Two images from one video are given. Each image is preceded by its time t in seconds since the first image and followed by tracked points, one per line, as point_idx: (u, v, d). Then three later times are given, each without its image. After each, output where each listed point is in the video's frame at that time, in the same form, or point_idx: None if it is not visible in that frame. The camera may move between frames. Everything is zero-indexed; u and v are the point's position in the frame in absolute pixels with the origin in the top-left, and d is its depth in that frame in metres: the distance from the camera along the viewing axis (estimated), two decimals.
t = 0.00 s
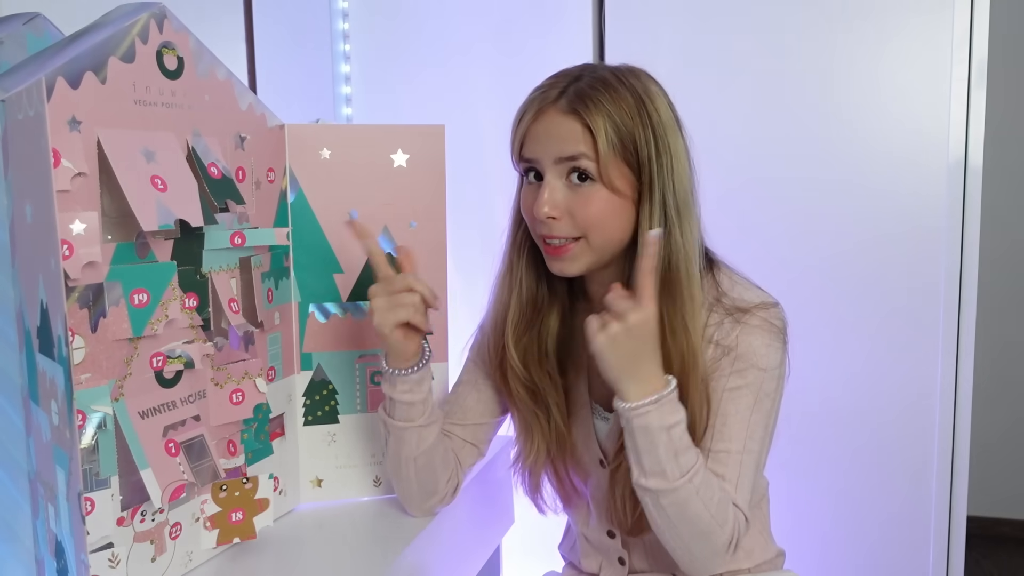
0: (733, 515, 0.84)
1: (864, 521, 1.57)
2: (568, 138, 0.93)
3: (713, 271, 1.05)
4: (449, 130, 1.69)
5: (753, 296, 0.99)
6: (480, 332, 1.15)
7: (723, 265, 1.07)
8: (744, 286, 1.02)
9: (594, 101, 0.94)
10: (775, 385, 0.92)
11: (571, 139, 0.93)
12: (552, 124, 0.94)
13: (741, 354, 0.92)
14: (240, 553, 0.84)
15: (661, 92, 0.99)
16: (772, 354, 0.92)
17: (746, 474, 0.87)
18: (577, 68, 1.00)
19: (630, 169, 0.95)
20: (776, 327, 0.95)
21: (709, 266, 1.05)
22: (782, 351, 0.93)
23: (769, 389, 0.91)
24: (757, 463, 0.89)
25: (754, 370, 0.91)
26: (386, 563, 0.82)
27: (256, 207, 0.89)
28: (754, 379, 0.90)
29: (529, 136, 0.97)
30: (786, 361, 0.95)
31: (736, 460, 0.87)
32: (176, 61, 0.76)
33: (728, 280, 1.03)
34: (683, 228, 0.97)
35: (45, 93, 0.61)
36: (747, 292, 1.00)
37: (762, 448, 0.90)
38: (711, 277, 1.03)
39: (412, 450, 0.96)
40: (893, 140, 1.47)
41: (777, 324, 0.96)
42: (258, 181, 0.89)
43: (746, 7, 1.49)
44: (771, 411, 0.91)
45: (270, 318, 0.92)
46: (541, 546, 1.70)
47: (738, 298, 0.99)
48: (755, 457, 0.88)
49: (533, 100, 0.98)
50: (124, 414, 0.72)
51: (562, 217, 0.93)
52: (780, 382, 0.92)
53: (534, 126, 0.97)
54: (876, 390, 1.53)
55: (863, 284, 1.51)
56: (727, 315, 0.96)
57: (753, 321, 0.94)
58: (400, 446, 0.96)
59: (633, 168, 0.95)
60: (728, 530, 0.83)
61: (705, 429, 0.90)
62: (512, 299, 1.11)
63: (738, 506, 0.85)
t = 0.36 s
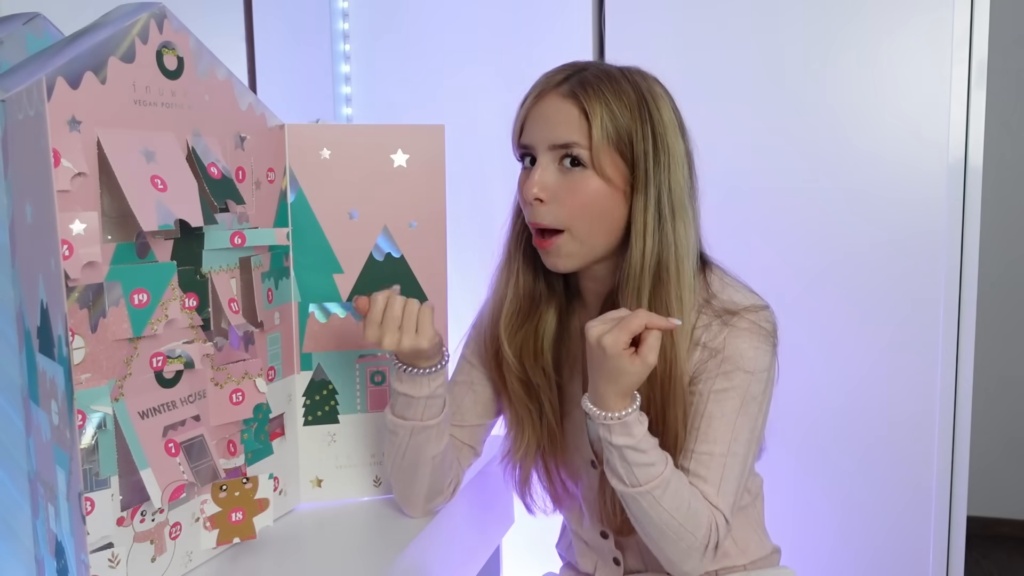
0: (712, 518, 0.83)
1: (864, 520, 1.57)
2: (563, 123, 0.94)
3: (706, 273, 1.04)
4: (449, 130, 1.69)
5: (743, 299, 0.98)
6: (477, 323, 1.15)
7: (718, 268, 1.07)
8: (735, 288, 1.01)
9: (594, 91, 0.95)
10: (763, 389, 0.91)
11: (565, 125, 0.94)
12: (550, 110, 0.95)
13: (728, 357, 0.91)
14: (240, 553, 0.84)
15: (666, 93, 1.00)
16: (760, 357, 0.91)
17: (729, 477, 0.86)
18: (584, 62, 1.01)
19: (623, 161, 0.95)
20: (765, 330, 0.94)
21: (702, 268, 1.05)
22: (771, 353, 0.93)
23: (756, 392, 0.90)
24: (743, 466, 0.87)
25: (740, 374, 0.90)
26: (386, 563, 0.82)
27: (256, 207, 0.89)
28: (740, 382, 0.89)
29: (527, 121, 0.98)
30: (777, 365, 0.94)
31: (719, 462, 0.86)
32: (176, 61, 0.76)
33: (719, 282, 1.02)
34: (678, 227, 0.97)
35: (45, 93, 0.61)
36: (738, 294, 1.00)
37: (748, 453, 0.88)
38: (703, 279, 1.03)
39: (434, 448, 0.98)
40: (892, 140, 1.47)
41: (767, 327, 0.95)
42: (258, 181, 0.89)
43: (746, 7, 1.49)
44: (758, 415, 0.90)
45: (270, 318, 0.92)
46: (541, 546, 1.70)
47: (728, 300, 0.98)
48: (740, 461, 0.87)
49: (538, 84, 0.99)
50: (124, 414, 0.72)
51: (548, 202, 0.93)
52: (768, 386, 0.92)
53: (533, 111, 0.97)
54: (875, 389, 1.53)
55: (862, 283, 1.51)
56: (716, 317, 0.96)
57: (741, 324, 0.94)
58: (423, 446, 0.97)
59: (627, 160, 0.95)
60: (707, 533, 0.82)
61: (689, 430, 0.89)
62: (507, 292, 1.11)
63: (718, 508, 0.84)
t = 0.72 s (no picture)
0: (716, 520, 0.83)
1: (865, 520, 1.57)
2: (591, 120, 0.93)
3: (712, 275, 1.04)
4: (449, 130, 1.69)
5: (749, 300, 0.98)
6: (486, 309, 1.16)
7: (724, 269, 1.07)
8: (741, 289, 1.01)
9: (627, 92, 0.95)
10: (769, 391, 0.91)
11: (593, 122, 0.93)
12: (581, 104, 0.95)
13: (734, 359, 0.91)
14: (240, 553, 0.84)
15: (692, 105, 1.00)
16: (767, 359, 0.91)
17: (735, 480, 0.86)
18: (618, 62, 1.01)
19: (642, 170, 0.95)
20: (772, 331, 0.94)
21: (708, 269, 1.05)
22: (777, 356, 0.92)
23: (762, 395, 0.90)
24: (749, 469, 0.88)
25: (747, 376, 0.90)
26: (386, 563, 0.82)
27: (256, 207, 0.89)
28: (747, 384, 0.90)
29: (554, 110, 0.97)
30: (782, 367, 0.94)
31: (725, 464, 0.86)
32: (176, 61, 0.76)
33: (725, 283, 1.02)
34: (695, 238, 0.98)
35: (45, 93, 0.61)
36: (744, 295, 1.00)
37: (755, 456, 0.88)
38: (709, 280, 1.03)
39: (417, 461, 0.95)
40: (891, 140, 1.47)
41: (773, 329, 0.94)
42: (258, 181, 0.89)
43: (746, 7, 1.49)
44: (764, 417, 0.90)
45: (270, 318, 0.92)
46: (542, 546, 1.70)
47: (735, 302, 0.98)
48: (746, 463, 0.87)
49: (569, 75, 0.99)
50: (124, 415, 0.72)
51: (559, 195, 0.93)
52: (774, 388, 0.92)
53: (562, 100, 0.97)
54: (875, 389, 1.53)
55: (864, 283, 1.51)
56: (722, 318, 0.96)
57: (749, 326, 0.93)
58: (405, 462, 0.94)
59: (646, 168, 0.95)
60: (712, 535, 0.83)
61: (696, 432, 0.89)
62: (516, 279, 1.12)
63: (724, 511, 0.85)
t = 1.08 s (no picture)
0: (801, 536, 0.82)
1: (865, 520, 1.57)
2: (671, 116, 0.86)
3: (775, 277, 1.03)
4: (449, 130, 1.69)
5: (821, 307, 0.99)
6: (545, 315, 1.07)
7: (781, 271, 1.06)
8: (808, 295, 1.01)
9: (712, 86, 0.87)
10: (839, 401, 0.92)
11: (672, 121, 0.86)
12: (660, 97, 0.87)
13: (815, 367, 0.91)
14: (241, 553, 0.84)
15: (777, 104, 0.92)
16: (842, 369, 0.92)
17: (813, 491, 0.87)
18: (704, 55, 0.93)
19: (725, 173, 0.87)
20: (845, 341, 0.95)
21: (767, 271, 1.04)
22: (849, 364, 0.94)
23: (837, 403, 0.91)
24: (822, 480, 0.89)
25: (824, 385, 0.91)
26: (385, 563, 0.82)
27: (256, 207, 0.89)
28: (825, 394, 0.90)
29: (631, 103, 0.90)
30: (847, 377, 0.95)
31: (802, 476, 0.86)
32: (176, 61, 0.76)
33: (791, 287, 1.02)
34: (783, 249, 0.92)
35: (45, 93, 0.61)
36: (815, 302, 1.00)
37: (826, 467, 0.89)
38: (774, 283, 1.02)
39: (474, 471, 0.92)
40: (892, 140, 1.47)
41: (847, 339, 0.96)
42: (258, 181, 0.89)
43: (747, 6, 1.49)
44: (835, 427, 0.91)
45: (270, 318, 0.92)
46: (543, 546, 1.70)
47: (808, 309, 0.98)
48: (820, 474, 0.88)
49: (649, 69, 0.92)
50: (124, 415, 0.72)
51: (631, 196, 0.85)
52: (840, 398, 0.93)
53: (639, 94, 0.90)
54: (875, 389, 1.53)
55: (864, 282, 1.52)
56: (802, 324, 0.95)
57: (827, 335, 0.94)
58: (461, 469, 0.92)
59: (728, 172, 0.88)
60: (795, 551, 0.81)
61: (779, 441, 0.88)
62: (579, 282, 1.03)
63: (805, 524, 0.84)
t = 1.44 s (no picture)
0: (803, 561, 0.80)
1: (865, 520, 1.57)
2: (693, 116, 0.85)
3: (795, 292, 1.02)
4: (449, 131, 1.68)
5: (841, 324, 0.97)
6: (557, 324, 1.06)
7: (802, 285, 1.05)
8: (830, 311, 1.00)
9: (735, 84, 0.87)
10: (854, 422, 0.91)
11: (695, 120, 0.85)
12: (679, 96, 0.86)
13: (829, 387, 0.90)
14: (241, 553, 0.84)
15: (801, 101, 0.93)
16: (859, 390, 0.91)
17: (818, 518, 0.85)
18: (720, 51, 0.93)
19: (747, 174, 0.87)
20: (863, 360, 0.94)
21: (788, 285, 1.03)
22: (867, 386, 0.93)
23: (850, 424, 0.90)
24: (829, 505, 0.87)
25: (839, 405, 0.90)
26: (385, 563, 0.82)
27: (256, 207, 0.89)
28: (838, 414, 0.89)
29: (647, 102, 0.89)
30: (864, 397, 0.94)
31: (807, 500, 0.85)
32: (176, 61, 0.76)
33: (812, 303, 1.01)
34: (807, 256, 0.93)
35: (44, 94, 0.61)
36: (836, 319, 0.99)
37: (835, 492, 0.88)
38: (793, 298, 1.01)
39: (486, 487, 0.87)
40: (891, 141, 1.47)
41: (866, 357, 0.95)
42: (258, 181, 0.89)
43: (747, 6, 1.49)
44: (848, 449, 0.90)
45: (270, 318, 0.92)
46: (543, 546, 1.71)
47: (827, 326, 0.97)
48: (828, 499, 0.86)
49: (665, 65, 0.91)
50: (124, 415, 0.72)
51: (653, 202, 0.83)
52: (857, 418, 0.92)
53: (656, 92, 0.89)
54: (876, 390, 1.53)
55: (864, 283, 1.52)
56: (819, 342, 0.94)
57: (844, 354, 0.93)
58: (473, 483, 0.87)
59: (750, 172, 0.87)
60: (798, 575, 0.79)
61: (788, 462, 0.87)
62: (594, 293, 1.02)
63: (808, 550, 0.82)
